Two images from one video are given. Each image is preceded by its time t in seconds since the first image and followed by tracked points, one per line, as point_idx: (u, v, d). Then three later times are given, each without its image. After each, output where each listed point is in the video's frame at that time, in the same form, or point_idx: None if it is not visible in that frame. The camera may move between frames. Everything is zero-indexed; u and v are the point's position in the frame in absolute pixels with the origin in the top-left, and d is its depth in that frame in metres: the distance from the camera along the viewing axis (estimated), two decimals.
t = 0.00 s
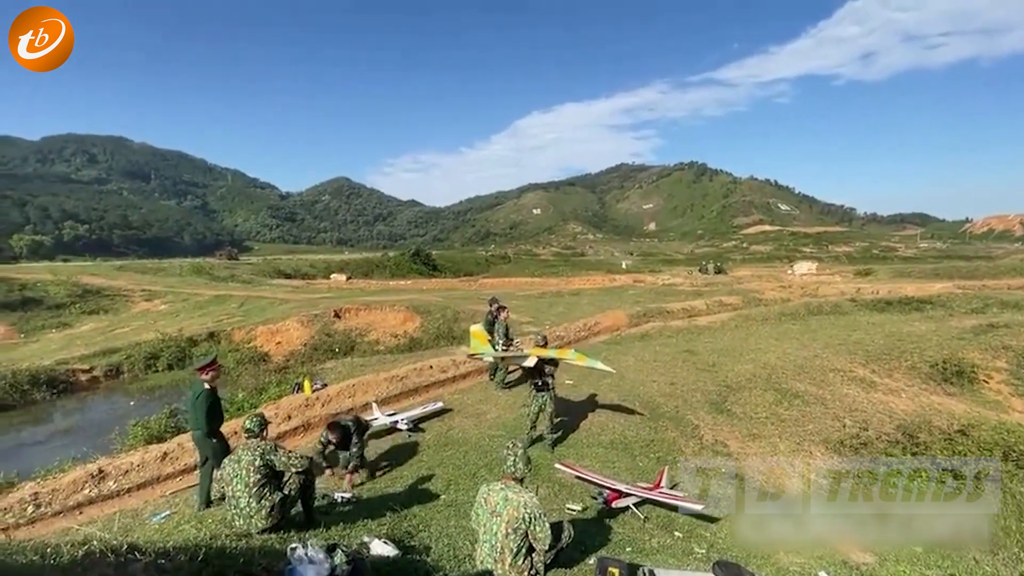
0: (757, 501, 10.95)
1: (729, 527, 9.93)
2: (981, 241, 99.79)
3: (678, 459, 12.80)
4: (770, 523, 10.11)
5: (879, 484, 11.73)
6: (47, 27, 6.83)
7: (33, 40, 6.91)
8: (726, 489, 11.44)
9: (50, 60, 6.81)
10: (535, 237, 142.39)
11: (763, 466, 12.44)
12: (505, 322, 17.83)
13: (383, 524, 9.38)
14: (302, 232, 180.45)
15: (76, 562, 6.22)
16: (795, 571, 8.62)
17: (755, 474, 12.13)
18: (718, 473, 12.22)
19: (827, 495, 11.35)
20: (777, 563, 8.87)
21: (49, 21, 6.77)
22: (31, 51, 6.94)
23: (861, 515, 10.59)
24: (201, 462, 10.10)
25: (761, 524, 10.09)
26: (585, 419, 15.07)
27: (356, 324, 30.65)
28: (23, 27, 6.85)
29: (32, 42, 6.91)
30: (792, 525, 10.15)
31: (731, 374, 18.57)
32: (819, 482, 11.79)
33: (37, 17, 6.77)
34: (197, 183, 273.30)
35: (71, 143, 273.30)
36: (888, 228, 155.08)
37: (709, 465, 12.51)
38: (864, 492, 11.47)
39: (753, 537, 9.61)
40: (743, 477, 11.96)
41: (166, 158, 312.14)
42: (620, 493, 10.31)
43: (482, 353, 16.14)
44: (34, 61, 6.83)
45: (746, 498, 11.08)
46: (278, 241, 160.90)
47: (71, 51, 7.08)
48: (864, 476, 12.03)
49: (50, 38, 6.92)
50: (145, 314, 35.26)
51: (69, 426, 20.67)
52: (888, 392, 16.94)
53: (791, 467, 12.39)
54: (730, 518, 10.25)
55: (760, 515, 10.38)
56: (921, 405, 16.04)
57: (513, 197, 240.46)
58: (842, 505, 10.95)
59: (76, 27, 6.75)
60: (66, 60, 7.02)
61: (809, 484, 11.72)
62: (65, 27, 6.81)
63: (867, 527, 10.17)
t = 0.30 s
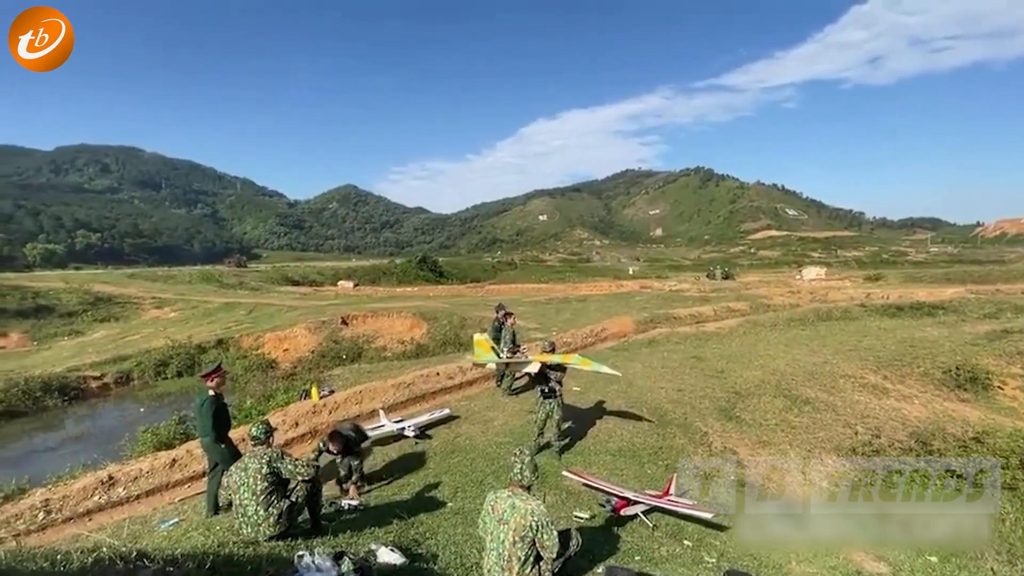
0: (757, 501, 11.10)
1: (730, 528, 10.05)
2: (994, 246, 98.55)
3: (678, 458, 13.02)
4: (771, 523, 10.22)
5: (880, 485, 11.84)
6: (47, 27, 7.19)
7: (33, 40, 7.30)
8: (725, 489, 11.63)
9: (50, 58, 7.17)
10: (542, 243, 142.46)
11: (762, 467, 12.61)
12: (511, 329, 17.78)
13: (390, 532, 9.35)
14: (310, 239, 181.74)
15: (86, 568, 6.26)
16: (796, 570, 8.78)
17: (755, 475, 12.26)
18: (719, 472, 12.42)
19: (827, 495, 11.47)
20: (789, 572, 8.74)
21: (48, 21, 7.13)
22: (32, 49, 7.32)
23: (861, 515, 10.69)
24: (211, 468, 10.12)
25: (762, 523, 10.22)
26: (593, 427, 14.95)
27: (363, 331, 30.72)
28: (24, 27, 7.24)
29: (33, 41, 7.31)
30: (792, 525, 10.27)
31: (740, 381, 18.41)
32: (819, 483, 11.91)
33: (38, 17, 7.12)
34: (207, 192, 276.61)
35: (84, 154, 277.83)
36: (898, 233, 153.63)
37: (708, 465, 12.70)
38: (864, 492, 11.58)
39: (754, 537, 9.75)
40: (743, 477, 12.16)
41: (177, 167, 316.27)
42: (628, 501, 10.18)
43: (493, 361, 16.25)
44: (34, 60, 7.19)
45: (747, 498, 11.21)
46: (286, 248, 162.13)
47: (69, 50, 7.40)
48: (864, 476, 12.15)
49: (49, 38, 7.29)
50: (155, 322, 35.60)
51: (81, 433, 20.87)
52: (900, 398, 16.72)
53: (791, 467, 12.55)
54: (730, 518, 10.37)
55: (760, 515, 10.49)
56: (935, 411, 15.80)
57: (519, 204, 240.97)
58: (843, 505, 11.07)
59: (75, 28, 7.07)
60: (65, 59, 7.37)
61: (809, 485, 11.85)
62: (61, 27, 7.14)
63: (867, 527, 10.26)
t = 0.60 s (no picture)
0: (757, 501, 11.34)
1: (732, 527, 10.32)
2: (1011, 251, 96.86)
3: (678, 459, 13.34)
4: (770, 524, 10.49)
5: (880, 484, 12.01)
6: (48, 27, 6.84)
7: (32, 41, 6.92)
8: (725, 489, 11.90)
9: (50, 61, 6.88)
10: (550, 250, 142.49)
11: (761, 466, 12.88)
12: (521, 337, 17.72)
13: (400, 541, 9.33)
14: (321, 248, 183.46)
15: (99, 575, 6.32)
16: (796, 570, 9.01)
17: (756, 474, 12.51)
18: (719, 471, 12.69)
19: (828, 495, 11.68)
20: None
21: (49, 21, 6.79)
22: (32, 51, 6.95)
23: (861, 515, 10.89)
24: (223, 476, 10.17)
25: (762, 524, 10.46)
26: (605, 436, 14.81)
27: (373, 339, 30.83)
28: (23, 26, 6.85)
29: (33, 42, 6.93)
30: (792, 525, 10.52)
31: (753, 389, 18.15)
32: (820, 482, 12.13)
33: (37, 17, 6.78)
34: (220, 202, 280.81)
35: (101, 166, 283.71)
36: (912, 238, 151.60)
37: (709, 464, 13.02)
38: (865, 492, 11.75)
39: (754, 537, 10.03)
40: (743, 476, 12.45)
41: (191, 178, 321.64)
42: (640, 511, 10.06)
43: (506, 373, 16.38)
44: (34, 62, 6.89)
45: (747, 498, 11.47)
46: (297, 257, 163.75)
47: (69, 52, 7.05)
48: (864, 476, 12.34)
49: (50, 38, 6.93)
50: (169, 330, 36.04)
51: (95, 441, 21.11)
52: (917, 407, 16.39)
53: (791, 467, 12.81)
54: (731, 518, 10.66)
55: (760, 515, 10.76)
56: (954, 420, 15.46)
57: (528, 212, 241.59)
58: (843, 505, 11.27)
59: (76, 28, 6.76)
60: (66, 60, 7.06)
61: (809, 484, 12.07)
62: (64, 27, 6.81)
63: (866, 527, 10.49)
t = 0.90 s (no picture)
0: (756, 501, 11.57)
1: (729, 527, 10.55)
2: None
3: (677, 458, 13.85)
4: (768, 524, 10.65)
5: (880, 484, 12.12)
6: (48, 27, 7.77)
7: (32, 40, 7.82)
8: (724, 490, 12.15)
9: (52, 57, 7.78)
10: (561, 259, 142.57)
11: (761, 466, 13.25)
12: (532, 346, 17.75)
13: (413, 552, 9.33)
14: (332, 258, 185.34)
15: None
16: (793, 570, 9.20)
17: (755, 475, 12.78)
18: (718, 472, 13.02)
19: (827, 496, 11.81)
20: None
21: (47, 21, 7.67)
22: (31, 48, 7.85)
23: (861, 515, 10.96)
24: (239, 486, 10.21)
25: (760, 524, 10.66)
26: (618, 446, 14.70)
27: (384, 348, 30.99)
28: (24, 28, 7.76)
29: (32, 41, 7.83)
30: (790, 524, 10.65)
31: (768, 399, 17.93)
32: (820, 484, 12.29)
33: (38, 17, 7.67)
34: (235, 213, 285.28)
35: (120, 179, 290.32)
36: (929, 244, 149.08)
37: (707, 464, 13.42)
38: (864, 493, 11.85)
39: (752, 537, 10.20)
40: (742, 476, 12.73)
41: (206, 190, 327.55)
42: (654, 523, 9.96)
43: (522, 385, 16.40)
44: (35, 59, 7.75)
45: (746, 500, 11.68)
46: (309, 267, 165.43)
47: (69, 48, 7.94)
48: (864, 476, 12.52)
49: (50, 38, 7.86)
50: (185, 340, 36.57)
51: (113, 450, 21.41)
52: (938, 417, 16.04)
53: (791, 468, 13.15)
54: (729, 519, 10.90)
55: (759, 516, 10.95)
56: (976, 430, 15.11)
57: (538, 220, 241.98)
58: (843, 505, 11.36)
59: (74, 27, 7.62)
60: (64, 58, 7.96)
61: (809, 486, 12.24)
62: (62, 28, 7.69)
63: (865, 526, 10.57)
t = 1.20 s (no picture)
0: (757, 501, 12.02)
1: (731, 527, 11.02)
2: None
3: (681, 459, 14.39)
4: (768, 523, 11.13)
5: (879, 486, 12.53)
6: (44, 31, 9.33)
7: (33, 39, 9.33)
8: (726, 490, 12.60)
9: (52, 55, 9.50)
10: (572, 267, 142.44)
11: (761, 465, 13.72)
12: (544, 355, 17.64)
13: (428, 564, 9.33)
14: (345, 267, 187.07)
15: None
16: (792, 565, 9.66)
17: (756, 474, 13.25)
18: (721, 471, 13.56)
19: (828, 496, 12.25)
20: None
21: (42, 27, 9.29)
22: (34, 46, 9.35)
23: (861, 515, 11.40)
24: (253, 496, 10.30)
25: (760, 524, 11.10)
26: (633, 457, 14.56)
27: (397, 357, 31.15)
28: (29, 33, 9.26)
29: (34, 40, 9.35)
30: (790, 524, 11.13)
31: (784, 409, 17.67)
32: (821, 485, 12.71)
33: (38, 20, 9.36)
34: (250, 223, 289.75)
35: (139, 191, 296.87)
36: (948, 250, 146.26)
37: (708, 463, 13.87)
38: (864, 492, 12.30)
39: (754, 536, 10.65)
40: (743, 476, 13.20)
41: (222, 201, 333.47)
42: (670, 536, 9.94)
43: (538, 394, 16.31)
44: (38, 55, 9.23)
45: (747, 499, 12.13)
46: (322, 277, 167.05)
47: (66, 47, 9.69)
48: (862, 476, 13.01)
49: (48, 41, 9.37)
50: (201, 350, 37.13)
51: (132, 458, 21.73)
52: (960, 428, 15.68)
53: (792, 467, 13.57)
54: (731, 519, 11.35)
55: (760, 516, 11.41)
56: (1000, 442, 14.73)
57: (549, 229, 242.21)
58: (842, 506, 11.81)
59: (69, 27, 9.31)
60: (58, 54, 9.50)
61: (810, 487, 12.64)
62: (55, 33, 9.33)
63: (864, 526, 11.01)
